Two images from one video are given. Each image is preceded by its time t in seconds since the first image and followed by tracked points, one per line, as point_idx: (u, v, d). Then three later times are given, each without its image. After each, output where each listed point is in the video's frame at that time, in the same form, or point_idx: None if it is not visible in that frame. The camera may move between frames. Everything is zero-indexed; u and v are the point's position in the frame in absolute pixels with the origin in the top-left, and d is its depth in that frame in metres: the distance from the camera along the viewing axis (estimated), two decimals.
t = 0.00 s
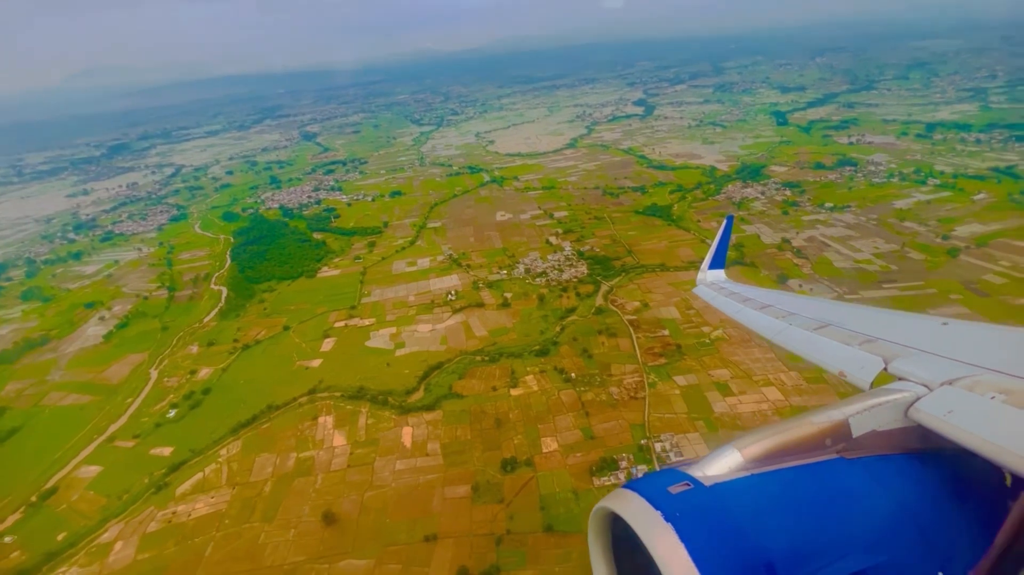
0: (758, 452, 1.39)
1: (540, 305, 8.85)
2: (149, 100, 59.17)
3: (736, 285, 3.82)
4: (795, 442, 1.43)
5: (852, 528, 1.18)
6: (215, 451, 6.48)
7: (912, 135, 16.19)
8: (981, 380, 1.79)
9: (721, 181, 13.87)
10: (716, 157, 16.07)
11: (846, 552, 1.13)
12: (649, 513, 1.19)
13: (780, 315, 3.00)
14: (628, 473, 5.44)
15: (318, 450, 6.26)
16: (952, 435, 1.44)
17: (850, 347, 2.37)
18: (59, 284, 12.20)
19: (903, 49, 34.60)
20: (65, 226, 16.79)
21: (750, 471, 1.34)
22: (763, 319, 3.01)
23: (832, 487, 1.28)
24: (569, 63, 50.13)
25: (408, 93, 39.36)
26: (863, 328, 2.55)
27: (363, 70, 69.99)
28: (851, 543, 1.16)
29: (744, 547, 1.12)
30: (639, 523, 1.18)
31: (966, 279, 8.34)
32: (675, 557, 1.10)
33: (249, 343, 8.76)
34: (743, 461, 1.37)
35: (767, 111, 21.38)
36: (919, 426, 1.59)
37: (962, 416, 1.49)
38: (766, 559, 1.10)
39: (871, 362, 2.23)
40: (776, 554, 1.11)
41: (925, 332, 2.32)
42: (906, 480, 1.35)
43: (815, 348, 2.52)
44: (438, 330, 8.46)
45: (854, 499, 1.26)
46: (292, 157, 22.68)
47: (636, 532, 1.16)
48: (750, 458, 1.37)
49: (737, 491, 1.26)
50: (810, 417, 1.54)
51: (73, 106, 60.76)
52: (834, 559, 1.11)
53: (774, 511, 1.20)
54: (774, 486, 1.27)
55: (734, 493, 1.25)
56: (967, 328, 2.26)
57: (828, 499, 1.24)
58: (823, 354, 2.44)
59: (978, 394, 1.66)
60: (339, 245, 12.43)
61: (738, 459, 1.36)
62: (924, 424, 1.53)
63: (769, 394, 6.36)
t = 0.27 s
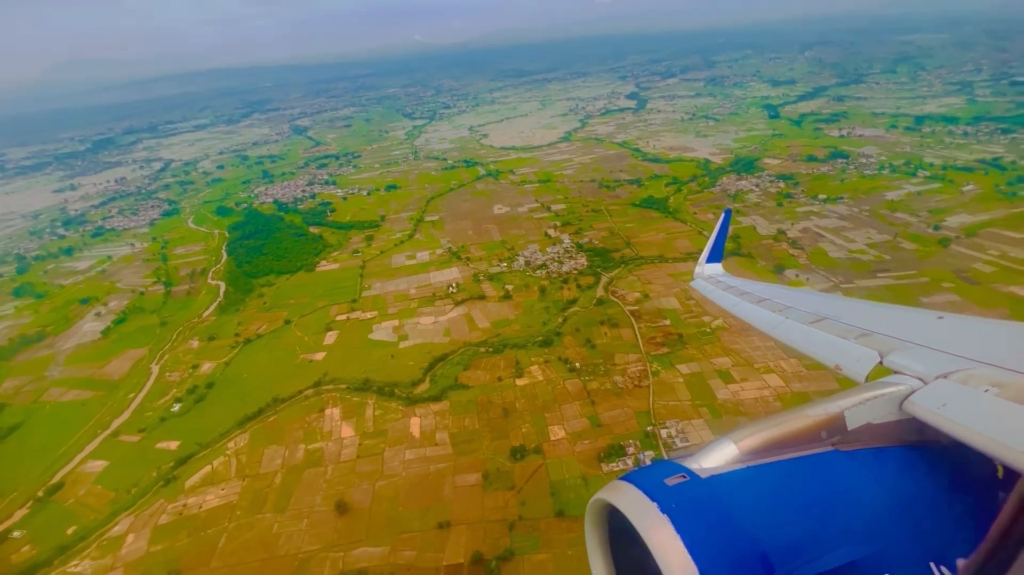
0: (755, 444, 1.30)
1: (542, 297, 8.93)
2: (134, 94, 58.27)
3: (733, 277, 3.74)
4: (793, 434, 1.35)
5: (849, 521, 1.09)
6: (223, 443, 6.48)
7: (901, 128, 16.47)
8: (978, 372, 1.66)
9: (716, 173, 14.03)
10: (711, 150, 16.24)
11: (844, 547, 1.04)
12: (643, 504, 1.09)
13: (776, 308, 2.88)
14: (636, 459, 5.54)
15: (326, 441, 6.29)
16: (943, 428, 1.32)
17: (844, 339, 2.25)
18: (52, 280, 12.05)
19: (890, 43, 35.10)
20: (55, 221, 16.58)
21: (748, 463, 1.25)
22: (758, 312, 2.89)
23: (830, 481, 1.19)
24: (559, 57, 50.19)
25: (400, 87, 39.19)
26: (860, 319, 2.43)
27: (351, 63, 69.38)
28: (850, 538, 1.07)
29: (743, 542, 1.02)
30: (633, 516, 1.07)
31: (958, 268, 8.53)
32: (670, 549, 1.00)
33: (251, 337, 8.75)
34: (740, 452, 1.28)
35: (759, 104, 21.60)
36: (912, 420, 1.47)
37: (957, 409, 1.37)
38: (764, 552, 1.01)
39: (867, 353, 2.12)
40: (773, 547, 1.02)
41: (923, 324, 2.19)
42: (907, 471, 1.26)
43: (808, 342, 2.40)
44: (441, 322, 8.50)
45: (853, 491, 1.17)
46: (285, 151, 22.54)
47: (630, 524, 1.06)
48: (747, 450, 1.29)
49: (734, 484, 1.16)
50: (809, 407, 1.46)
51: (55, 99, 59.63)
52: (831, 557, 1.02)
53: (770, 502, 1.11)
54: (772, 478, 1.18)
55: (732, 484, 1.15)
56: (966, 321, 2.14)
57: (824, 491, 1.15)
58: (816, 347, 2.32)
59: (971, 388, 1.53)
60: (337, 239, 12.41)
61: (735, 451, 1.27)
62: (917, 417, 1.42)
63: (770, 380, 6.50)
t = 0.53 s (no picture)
0: (751, 438, 1.36)
1: (544, 290, 9.00)
2: (118, 90, 57.25)
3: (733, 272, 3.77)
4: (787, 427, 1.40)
5: (840, 516, 1.16)
6: (232, 438, 6.49)
7: (891, 122, 16.72)
8: (972, 369, 1.66)
9: (711, 167, 14.17)
10: (705, 145, 16.38)
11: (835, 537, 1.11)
12: (642, 497, 1.15)
13: (775, 303, 2.90)
14: (644, 447, 5.64)
15: (335, 434, 6.32)
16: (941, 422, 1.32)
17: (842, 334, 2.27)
18: (46, 278, 11.89)
19: (877, 38, 35.50)
20: (44, 218, 16.34)
21: (743, 456, 1.31)
22: (757, 307, 2.92)
23: (821, 476, 1.25)
24: (550, 52, 50.12)
25: (390, 82, 38.96)
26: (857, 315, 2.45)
27: (339, 59, 68.70)
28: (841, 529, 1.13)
29: (737, 532, 1.09)
30: (632, 509, 1.13)
31: (950, 258, 8.72)
32: (667, 539, 1.06)
33: (254, 332, 8.73)
34: (736, 447, 1.34)
35: (751, 99, 21.79)
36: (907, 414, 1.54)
37: (952, 404, 1.37)
38: (758, 542, 1.08)
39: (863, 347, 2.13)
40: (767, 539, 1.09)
41: (924, 321, 2.18)
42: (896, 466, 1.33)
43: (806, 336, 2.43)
44: (445, 316, 8.55)
45: (844, 485, 1.24)
46: (276, 147, 22.37)
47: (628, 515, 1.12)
48: (742, 444, 1.34)
49: (728, 477, 1.23)
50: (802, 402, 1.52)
51: (36, 95, 58.42)
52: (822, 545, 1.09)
53: (764, 496, 1.17)
54: (767, 472, 1.25)
55: (730, 479, 1.21)
56: (967, 321, 2.12)
57: (816, 487, 1.22)
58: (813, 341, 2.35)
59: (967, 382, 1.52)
60: (335, 234, 12.38)
61: (731, 444, 1.33)
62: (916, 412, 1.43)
63: (772, 369, 6.63)
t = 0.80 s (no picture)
0: (748, 432, 1.31)
1: (546, 286, 9.07)
2: (102, 88, 56.30)
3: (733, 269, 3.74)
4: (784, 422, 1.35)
5: (837, 510, 1.15)
6: (239, 434, 6.49)
7: (880, 118, 16.99)
8: (968, 363, 1.66)
9: (706, 163, 14.33)
10: (699, 141, 16.54)
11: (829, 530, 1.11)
12: (638, 491, 1.11)
13: (774, 300, 2.88)
14: (653, 437, 5.74)
15: (345, 429, 6.35)
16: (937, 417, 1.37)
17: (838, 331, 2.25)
18: (40, 277, 11.75)
19: (863, 36, 35.99)
20: (33, 218, 16.11)
21: (740, 451, 1.27)
22: (756, 303, 2.89)
23: (817, 469, 1.23)
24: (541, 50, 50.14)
25: (382, 79, 38.79)
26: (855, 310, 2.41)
27: (327, 56, 68.13)
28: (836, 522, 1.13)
29: (733, 526, 1.06)
30: (627, 502, 1.11)
31: (943, 251, 8.92)
32: (663, 532, 1.04)
33: (256, 330, 8.71)
34: (732, 441, 1.29)
35: (742, 96, 22.01)
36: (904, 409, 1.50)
37: (948, 399, 1.42)
38: (754, 535, 1.06)
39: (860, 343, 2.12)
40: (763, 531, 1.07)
41: (921, 317, 2.15)
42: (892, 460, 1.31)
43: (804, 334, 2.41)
44: (448, 312, 8.59)
45: (839, 479, 1.22)
46: (269, 144, 22.25)
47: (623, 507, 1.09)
48: (739, 439, 1.29)
49: (725, 472, 1.19)
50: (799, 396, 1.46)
51: (17, 94, 57.23)
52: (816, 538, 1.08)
53: (762, 489, 1.15)
54: (763, 466, 1.22)
55: (725, 472, 1.18)
56: (968, 315, 2.08)
57: (814, 482, 1.20)
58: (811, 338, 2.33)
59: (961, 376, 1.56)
60: (333, 232, 12.36)
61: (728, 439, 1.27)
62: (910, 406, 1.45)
63: (774, 359, 6.76)
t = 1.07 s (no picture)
0: (745, 430, 1.35)
1: (547, 283, 9.14)
2: (89, 89, 55.61)
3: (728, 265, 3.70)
4: (780, 418, 1.39)
5: (833, 506, 1.19)
6: (247, 433, 6.48)
7: (871, 117, 17.25)
8: (964, 362, 1.65)
9: (701, 161, 14.49)
10: (694, 140, 16.70)
11: (825, 527, 1.15)
12: (637, 488, 1.16)
13: (769, 295, 2.81)
14: (660, 430, 5.82)
15: (353, 427, 6.36)
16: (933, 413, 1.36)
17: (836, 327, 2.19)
18: (34, 279, 11.64)
19: (852, 36, 36.50)
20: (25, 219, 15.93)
21: (737, 447, 1.31)
22: (752, 299, 2.82)
23: (813, 468, 1.27)
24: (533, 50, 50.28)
25: (374, 79, 38.70)
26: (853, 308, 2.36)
27: (317, 56, 67.81)
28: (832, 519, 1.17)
29: (729, 523, 1.11)
30: (626, 498, 1.15)
31: (936, 246, 9.09)
32: (660, 527, 1.08)
33: (258, 329, 8.69)
34: (730, 438, 1.33)
35: (735, 95, 22.25)
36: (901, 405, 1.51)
37: (944, 396, 1.41)
38: (750, 531, 1.11)
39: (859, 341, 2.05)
40: (759, 528, 1.11)
41: (920, 315, 2.12)
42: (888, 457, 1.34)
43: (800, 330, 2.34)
44: (451, 309, 8.63)
45: (834, 475, 1.26)
46: (262, 145, 22.12)
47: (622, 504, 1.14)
48: (736, 436, 1.34)
49: (723, 469, 1.23)
50: (796, 392, 1.50)
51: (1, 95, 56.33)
52: (812, 536, 1.12)
53: (759, 488, 1.19)
54: (761, 464, 1.26)
55: (723, 469, 1.23)
56: (964, 313, 2.07)
57: (811, 481, 1.23)
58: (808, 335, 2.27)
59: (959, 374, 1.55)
60: (331, 231, 12.34)
61: (726, 436, 1.32)
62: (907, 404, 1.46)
63: (777, 352, 6.87)
